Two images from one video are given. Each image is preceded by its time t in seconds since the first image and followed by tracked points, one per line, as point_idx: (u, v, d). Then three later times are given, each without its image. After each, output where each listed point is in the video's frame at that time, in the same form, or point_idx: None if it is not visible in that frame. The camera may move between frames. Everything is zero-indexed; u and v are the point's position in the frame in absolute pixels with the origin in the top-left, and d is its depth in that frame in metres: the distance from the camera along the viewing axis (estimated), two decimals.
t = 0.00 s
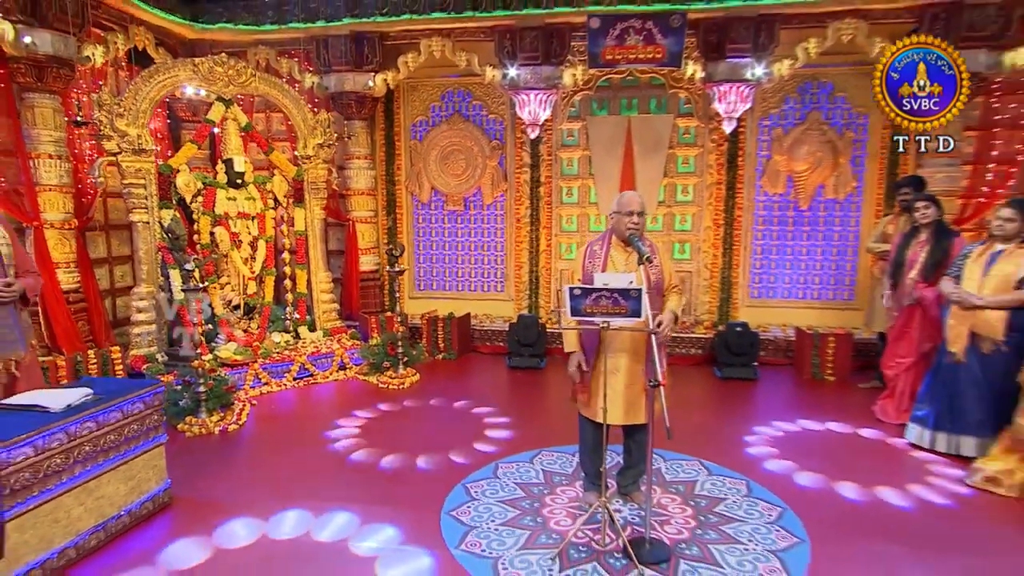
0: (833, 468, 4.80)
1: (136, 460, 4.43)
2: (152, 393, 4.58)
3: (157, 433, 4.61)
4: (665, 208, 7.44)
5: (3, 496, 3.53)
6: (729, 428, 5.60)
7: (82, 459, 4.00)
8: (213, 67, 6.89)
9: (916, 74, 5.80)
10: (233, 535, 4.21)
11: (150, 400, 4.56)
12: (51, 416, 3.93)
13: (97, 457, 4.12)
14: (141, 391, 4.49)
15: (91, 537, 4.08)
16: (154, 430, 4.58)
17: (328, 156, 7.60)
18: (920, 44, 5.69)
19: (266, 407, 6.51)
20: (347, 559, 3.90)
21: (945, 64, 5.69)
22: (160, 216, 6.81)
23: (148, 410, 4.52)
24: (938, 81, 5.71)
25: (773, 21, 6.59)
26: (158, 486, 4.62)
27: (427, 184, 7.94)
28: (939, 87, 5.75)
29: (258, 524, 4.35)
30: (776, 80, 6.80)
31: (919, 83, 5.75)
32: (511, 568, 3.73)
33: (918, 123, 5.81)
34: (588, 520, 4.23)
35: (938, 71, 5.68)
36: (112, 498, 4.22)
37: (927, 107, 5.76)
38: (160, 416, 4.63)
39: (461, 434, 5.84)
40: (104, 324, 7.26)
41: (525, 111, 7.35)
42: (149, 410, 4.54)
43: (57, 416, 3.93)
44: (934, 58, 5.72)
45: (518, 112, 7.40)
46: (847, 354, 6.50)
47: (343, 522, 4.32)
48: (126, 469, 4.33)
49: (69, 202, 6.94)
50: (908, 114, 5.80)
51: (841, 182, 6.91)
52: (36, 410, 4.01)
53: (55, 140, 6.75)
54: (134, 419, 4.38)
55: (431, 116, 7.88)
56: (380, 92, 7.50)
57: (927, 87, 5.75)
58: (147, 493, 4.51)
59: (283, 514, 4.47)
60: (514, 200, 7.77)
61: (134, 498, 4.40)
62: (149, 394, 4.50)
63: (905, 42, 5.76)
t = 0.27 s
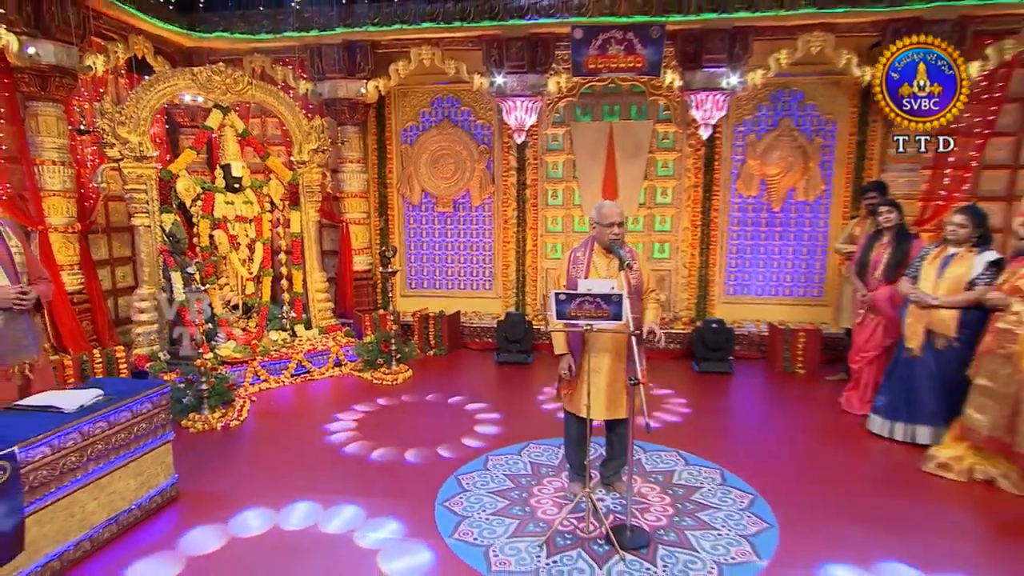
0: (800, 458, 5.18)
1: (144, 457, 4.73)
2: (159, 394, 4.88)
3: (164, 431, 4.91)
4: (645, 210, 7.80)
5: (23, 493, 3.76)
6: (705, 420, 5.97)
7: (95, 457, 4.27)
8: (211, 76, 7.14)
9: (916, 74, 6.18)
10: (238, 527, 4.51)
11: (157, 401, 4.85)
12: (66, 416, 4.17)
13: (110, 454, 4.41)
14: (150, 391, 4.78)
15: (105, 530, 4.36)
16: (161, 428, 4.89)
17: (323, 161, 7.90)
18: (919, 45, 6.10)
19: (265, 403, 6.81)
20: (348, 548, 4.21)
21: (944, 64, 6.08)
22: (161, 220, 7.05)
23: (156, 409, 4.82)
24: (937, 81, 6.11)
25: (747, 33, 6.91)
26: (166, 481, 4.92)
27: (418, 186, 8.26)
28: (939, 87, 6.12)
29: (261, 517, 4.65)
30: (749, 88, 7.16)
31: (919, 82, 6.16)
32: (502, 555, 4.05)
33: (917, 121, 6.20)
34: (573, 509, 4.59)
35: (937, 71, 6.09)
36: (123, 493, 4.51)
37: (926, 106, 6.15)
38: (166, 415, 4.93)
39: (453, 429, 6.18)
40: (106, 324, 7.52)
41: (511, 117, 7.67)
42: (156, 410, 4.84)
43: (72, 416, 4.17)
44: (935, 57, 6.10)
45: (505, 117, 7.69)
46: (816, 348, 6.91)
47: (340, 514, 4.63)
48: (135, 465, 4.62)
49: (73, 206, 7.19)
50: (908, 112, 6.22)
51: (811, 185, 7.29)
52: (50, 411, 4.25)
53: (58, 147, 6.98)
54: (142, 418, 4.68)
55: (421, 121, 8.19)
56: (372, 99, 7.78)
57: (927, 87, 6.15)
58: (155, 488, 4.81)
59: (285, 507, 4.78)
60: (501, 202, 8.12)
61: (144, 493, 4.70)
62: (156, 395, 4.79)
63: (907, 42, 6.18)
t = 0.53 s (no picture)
0: (775, 450, 5.49)
1: (151, 455, 4.93)
2: (164, 394, 5.08)
3: (169, 429, 5.12)
4: (630, 211, 8.10)
5: (37, 490, 3.95)
6: (686, 414, 6.28)
7: (104, 455, 4.46)
8: (209, 83, 7.32)
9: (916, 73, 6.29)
10: (241, 520, 4.76)
11: (162, 400, 5.06)
12: (76, 416, 4.35)
13: (118, 452, 4.60)
14: (156, 392, 4.98)
15: (115, 525, 4.57)
16: (166, 427, 5.09)
17: (318, 164, 8.15)
18: (920, 45, 6.17)
19: (265, 400, 7.06)
20: (349, 540, 4.45)
21: (946, 65, 6.17)
22: (161, 223, 7.25)
23: (161, 408, 5.02)
24: (938, 81, 6.21)
25: (726, 42, 7.24)
26: (172, 478, 5.14)
27: (410, 189, 8.53)
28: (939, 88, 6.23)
29: (264, 511, 4.90)
30: (729, 95, 7.45)
31: (919, 83, 6.25)
32: (493, 545, 4.32)
33: (916, 121, 6.32)
34: (561, 501, 4.88)
35: (937, 71, 6.18)
36: (131, 489, 4.72)
37: (927, 106, 6.27)
38: (171, 415, 5.13)
39: (447, 425, 6.46)
40: (108, 324, 7.73)
41: (500, 121, 7.92)
42: (161, 409, 5.04)
43: (81, 417, 4.35)
44: (936, 58, 6.19)
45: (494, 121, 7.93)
46: (792, 344, 7.23)
47: (340, 509, 4.89)
48: (142, 463, 4.82)
49: (74, 210, 7.39)
50: (908, 112, 6.32)
51: (787, 187, 7.62)
52: (61, 411, 4.43)
53: (60, 153, 7.18)
54: (149, 418, 4.88)
55: (413, 125, 8.45)
56: (365, 104, 8.03)
57: (927, 87, 6.25)
58: (161, 484, 5.02)
59: (285, 502, 5.03)
60: (490, 204, 8.40)
61: (151, 488, 4.91)
62: (162, 395, 4.99)
63: (908, 43, 6.25)
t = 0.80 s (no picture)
0: (747, 441, 5.87)
1: (158, 451, 5.21)
2: (170, 394, 5.35)
3: (175, 427, 5.39)
4: (613, 213, 8.45)
5: (53, 487, 4.21)
6: (666, 407, 6.65)
7: (115, 453, 4.73)
8: (207, 91, 7.54)
9: (915, 74, 6.21)
10: (250, 513, 5.07)
11: (168, 400, 5.33)
12: (87, 417, 4.61)
13: (128, 450, 4.88)
14: (162, 392, 5.25)
15: (126, 519, 4.85)
16: (172, 425, 5.36)
17: (312, 168, 8.43)
18: (920, 45, 6.10)
19: (264, 396, 7.36)
20: (348, 531, 4.77)
21: (944, 64, 6.10)
22: (161, 227, 7.52)
23: (168, 408, 5.29)
24: (937, 81, 6.13)
25: (703, 52, 7.57)
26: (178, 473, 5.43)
27: (402, 191, 8.84)
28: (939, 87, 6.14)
29: (270, 503, 5.22)
30: (707, 101, 7.79)
31: (919, 83, 6.16)
32: (484, 534, 4.65)
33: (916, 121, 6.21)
34: (548, 491, 5.23)
35: (937, 71, 6.12)
36: (140, 485, 5.00)
37: (926, 106, 6.17)
38: (176, 413, 5.40)
39: (439, 420, 6.80)
40: (110, 324, 8.01)
41: (488, 126, 8.23)
42: (168, 408, 5.31)
43: (92, 417, 4.62)
44: (935, 57, 6.12)
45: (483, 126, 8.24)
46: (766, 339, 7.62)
47: (339, 501, 5.21)
48: (150, 460, 5.10)
49: (77, 214, 7.65)
50: (909, 113, 6.21)
51: (762, 190, 8.01)
52: (72, 412, 4.69)
53: (61, 158, 7.43)
54: (156, 417, 5.15)
55: (404, 129, 8.76)
56: (358, 109, 8.33)
57: (927, 87, 6.16)
58: (168, 479, 5.31)
59: (288, 494, 5.35)
60: (479, 206, 8.74)
61: (159, 483, 5.20)
62: (168, 395, 5.26)
63: (906, 42, 6.19)
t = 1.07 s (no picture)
0: (724, 433, 6.24)
1: (165, 449, 5.49)
2: (174, 394, 5.61)
3: (180, 425, 5.66)
4: (598, 214, 8.79)
5: (69, 485, 4.47)
6: (648, 401, 7.01)
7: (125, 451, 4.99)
8: (206, 98, 7.78)
9: (915, 74, 6.20)
10: (258, 506, 5.38)
11: (173, 400, 5.59)
12: (99, 418, 4.84)
13: (136, 448, 5.15)
14: (167, 392, 5.52)
15: (136, 513, 5.14)
16: (177, 424, 5.64)
17: (308, 173, 8.71)
18: (920, 45, 6.11)
19: (264, 392, 7.66)
20: (348, 522, 5.09)
21: (944, 65, 6.11)
22: (163, 231, 7.79)
23: (173, 407, 5.57)
24: (937, 81, 6.14)
25: (684, 60, 7.94)
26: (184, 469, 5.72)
27: (394, 193, 9.16)
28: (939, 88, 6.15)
29: (275, 497, 5.54)
30: (688, 108, 8.11)
31: (919, 83, 6.16)
32: (477, 524, 4.99)
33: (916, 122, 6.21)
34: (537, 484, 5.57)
35: (937, 71, 6.13)
36: (149, 481, 5.28)
37: (926, 107, 6.17)
38: (181, 412, 5.68)
39: (433, 416, 7.12)
40: (113, 324, 8.27)
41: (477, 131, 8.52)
42: (173, 408, 5.58)
43: (104, 418, 4.86)
44: (935, 58, 6.13)
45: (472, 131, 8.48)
46: (744, 335, 8.00)
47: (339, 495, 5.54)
48: (157, 457, 5.38)
49: (79, 218, 7.89)
50: (909, 114, 6.20)
51: (740, 192, 8.39)
52: (83, 413, 4.92)
53: (64, 165, 7.66)
54: (162, 416, 5.43)
55: (396, 133, 9.06)
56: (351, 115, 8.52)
57: (927, 87, 6.17)
58: (175, 475, 5.60)
59: (292, 488, 5.67)
60: (469, 208, 9.07)
61: (166, 479, 5.49)
62: (173, 395, 5.53)
63: (907, 42, 6.18)
